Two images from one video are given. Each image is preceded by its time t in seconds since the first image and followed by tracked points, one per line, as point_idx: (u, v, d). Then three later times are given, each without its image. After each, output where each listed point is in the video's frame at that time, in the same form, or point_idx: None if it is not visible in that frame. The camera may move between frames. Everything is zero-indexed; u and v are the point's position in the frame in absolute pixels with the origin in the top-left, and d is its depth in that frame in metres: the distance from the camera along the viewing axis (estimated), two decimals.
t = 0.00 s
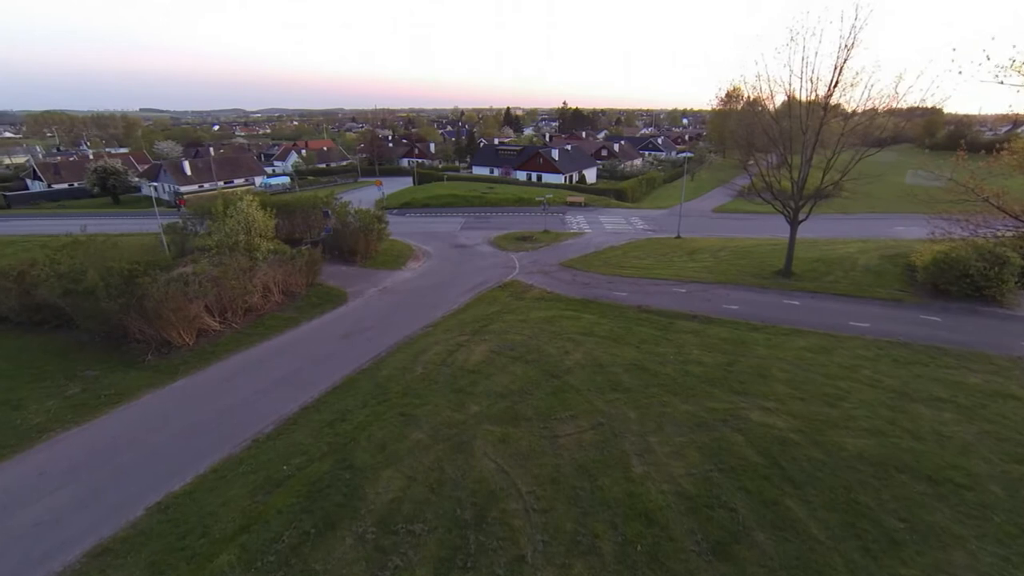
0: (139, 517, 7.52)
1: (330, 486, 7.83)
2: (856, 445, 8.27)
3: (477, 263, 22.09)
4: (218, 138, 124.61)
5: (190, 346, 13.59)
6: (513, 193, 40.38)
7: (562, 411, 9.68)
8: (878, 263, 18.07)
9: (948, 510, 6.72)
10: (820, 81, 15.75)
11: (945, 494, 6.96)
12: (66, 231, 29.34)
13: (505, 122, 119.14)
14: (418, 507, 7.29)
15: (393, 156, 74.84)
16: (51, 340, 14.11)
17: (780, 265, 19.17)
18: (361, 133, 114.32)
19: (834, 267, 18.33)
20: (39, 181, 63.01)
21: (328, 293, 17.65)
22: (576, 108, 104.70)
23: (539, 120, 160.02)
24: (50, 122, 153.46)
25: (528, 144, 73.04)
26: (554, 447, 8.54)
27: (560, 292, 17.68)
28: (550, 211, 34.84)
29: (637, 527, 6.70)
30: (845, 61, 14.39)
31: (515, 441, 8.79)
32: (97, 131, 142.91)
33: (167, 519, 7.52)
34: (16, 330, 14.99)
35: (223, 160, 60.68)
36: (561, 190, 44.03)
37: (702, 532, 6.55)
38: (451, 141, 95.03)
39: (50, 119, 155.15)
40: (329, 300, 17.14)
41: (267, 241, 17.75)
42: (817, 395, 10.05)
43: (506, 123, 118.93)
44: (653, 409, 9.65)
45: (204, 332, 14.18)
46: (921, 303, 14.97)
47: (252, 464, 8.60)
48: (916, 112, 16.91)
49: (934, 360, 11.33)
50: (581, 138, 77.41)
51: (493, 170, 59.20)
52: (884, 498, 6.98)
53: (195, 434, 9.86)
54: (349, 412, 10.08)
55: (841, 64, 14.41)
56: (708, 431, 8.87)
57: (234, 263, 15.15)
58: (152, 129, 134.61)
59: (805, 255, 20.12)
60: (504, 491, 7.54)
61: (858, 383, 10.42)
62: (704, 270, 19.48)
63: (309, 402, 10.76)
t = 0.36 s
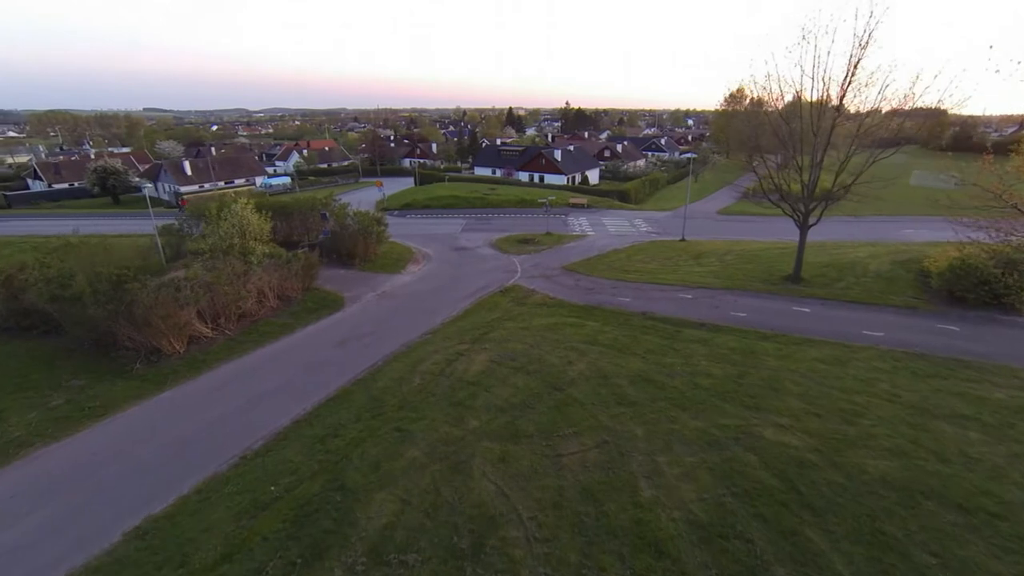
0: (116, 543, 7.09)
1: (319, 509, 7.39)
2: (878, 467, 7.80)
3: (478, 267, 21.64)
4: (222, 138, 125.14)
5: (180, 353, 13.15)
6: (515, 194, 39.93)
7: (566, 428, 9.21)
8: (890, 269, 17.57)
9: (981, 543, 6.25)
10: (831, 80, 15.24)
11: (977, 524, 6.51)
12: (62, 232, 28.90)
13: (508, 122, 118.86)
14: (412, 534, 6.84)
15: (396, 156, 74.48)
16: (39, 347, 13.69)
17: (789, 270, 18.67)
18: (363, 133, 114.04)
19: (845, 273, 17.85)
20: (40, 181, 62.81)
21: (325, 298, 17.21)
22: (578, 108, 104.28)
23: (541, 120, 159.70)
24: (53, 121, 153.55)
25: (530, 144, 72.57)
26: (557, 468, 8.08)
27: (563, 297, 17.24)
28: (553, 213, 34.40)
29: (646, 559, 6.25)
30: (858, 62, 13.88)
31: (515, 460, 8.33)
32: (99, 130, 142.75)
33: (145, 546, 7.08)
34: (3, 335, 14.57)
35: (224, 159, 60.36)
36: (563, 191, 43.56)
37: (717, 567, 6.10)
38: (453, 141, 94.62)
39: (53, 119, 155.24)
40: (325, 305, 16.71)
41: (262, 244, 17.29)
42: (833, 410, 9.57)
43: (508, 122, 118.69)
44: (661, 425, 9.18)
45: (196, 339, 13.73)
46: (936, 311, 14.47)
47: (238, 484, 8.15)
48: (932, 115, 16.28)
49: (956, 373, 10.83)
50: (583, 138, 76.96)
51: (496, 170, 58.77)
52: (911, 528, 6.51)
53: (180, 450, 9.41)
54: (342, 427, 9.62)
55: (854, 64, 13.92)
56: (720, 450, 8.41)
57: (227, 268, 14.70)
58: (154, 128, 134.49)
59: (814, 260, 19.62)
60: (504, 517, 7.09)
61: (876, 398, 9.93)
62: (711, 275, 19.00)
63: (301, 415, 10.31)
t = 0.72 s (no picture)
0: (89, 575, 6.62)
1: (306, 536, 6.92)
2: (901, 491, 7.34)
3: (477, 270, 21.17)
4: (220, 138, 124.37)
5: (168, 363, 12.68)
6: (515, 195, 39.46)
7: (568, 445, 8.74)
8: (900, 273, 17.11)
9: None
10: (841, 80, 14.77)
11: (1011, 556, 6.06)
12: (53, 234, 28.37)
13: (508, 122, 118.39)
14: (404, 565, 6.38)
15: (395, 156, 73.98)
16: (21, 356, 13.20)
17: (795, 274, 18.20)
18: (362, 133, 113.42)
19: (853, 277, 17.39)
20: (36, 181, 62.27)
21: (319, 303, 16.74)
22: (579, 107, 103.79)
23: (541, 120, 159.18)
24: (51, 121, 152.95)
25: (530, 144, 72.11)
26: (559, 490, 7.61)
27: (564, 301, 16.77)
28: (553, 214, 33.92)
29: None
30: (870, 60, 13.43)
31: (515, 481, 7.86)
32: (98, 130, 142.13)
33: None
34: None
35: (221, 159, 59.85)
36: (563, 192, 43.07)
37: None
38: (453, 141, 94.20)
39: (51, 118, 154.66)
40: (320, 311, 16.24)
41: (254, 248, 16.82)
42: (849, 425, 9.10)
43: (508, 122, 118.22)
44: (668, 442, 8.71)
45: (184, 347, 13.25)
46: (950, 318, 14.01)
47: (221, 507, 7.68)
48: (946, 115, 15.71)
49: (975, 385, 10.37)
50: (583, 138, 76.47)
51: (495, 170, 58.29)
52: (941, 562, 6.06)
53: (165, 466, 8.95)
54: (332, 443, 9.15)
55: (866, 62, 13.47)
56: (731, 470, 7.94)
57: (217, 273, 14.23)
58: (153, 128, 133.88)
59: (821, 264, 19.15)
60: (503, 546, 6.63)
61: (894, 413, 9.47)
62: (716, 279, 18.54)
63: (291, 430, 9.84)
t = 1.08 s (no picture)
0: None
1: (287, 570, 6.43)
2: (923, 515, 6.90)
3: (472, 274, 20.66)
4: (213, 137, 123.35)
5: (148, 374, 12.11)
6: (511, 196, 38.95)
7: (568, 464, 8.26)
8: (905, 276, 16.73)
9: None
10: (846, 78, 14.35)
11: None
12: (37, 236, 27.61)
13: (503, 121, 117.86)
14: None
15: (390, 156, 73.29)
16: None
17: (797, 278, 17.79)
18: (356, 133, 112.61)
19: (857, 280, 17.00)
20: (24, 182, 61.25)
21: (309, 309, 16.19)
22: (574, 107, 103.37)
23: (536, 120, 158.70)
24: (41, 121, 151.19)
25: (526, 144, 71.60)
26: (559, 515, 7.13)
27: (561, 307, 16.29)
28: (549, 215, 33.45)
29: None
30: (875, 57, 13.04)
31: (512, 505, 7.37)
32: (88, 130, 140.50)
33: None
34: None
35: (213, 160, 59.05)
36: (559, 193, 42.43)
37: None
38: (447, 141, 93.54)
39: (41, 118, 152.88)
40: (309, 317, 15.70)
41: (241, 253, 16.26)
42: (862, 440, 8.68)
43: (503, 122, 117.69)
44: (674, 461, 8.25)
45: (165, 358, 12.69)
46: (958, 323, 13.63)
47: (198, 536, 7.18)
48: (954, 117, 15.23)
49: (990, 396, 9.97)
50: (579, 138, 76.03)
51: (491, 170, 57.76)
52: None
53: (144, 484, 8.47)
54: (318, 463, 8.63)
55: (871, 60, 13.06)
56: (741, 492, 7.50)
57: (201, 279, 13.65)
58: (145, 127, 132.50)
59: (823, 266, 18.74)
60: None
61: (909, 426, 9.04)
62: (716, 283, 18.12)
63: (276, 447, 9.33)
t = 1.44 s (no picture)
0: None
1: None
2: (946, 541, 6.47)
3: (465, 278, 20.14)
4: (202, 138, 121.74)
5: (124, 389, 11.53)
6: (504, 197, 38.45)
7: (567, 486, 7.77)
8: (907, 279, 16.38)
9: None
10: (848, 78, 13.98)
11: None
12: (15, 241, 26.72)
13: (496, 122, 117.25)
14: None
15: (381, 156, 72.52)
16: None
17: (797, 281, 17.39)
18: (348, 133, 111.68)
19: (859, 283, 16.63)
20: (7, 184, 59.91)
21: (296, 317, 15.61)
22: (567, 107, 102.96)
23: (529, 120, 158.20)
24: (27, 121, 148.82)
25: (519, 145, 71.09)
26: (559, 545, 6.64)
27: (556, 313, 15.80)
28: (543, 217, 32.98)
29: None
30: (878, 57, 12.70)
31: (508, 534, 6.88)
32: (76, 131, 138.50)
33: None
34: None
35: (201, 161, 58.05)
36: (553, 194, 41.96)
37: None
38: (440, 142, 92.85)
39: (27, 119, 150.50)
40: (296, 325, 15.11)
41: (225, 259, 15.66)
42: (876, 457, 8.25)
43: (496, 122, 117.10)
44: (679, 482, 7.77)
45: (143, 371, 12.10)
46: (964, 329, 13.27)
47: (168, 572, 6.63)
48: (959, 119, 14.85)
49: (1005, 407, 9.58)
50: (572, 138, 75.62)
51: (484, 171, 57.19)
52: None
53: (116, 510, 7.92)
54: (301, 487, 8.10)
55: (875, 58, 12.72)
56: (752, 516, 7.05)
57: (181, 288, 13.06)
58: (133, 128, 130.63)
59: (823, 269, 18.38)
60: None
61: (923, 441, 8.63)
62: (715, 287, 17.70)
63: (257, 469, 8.78)
